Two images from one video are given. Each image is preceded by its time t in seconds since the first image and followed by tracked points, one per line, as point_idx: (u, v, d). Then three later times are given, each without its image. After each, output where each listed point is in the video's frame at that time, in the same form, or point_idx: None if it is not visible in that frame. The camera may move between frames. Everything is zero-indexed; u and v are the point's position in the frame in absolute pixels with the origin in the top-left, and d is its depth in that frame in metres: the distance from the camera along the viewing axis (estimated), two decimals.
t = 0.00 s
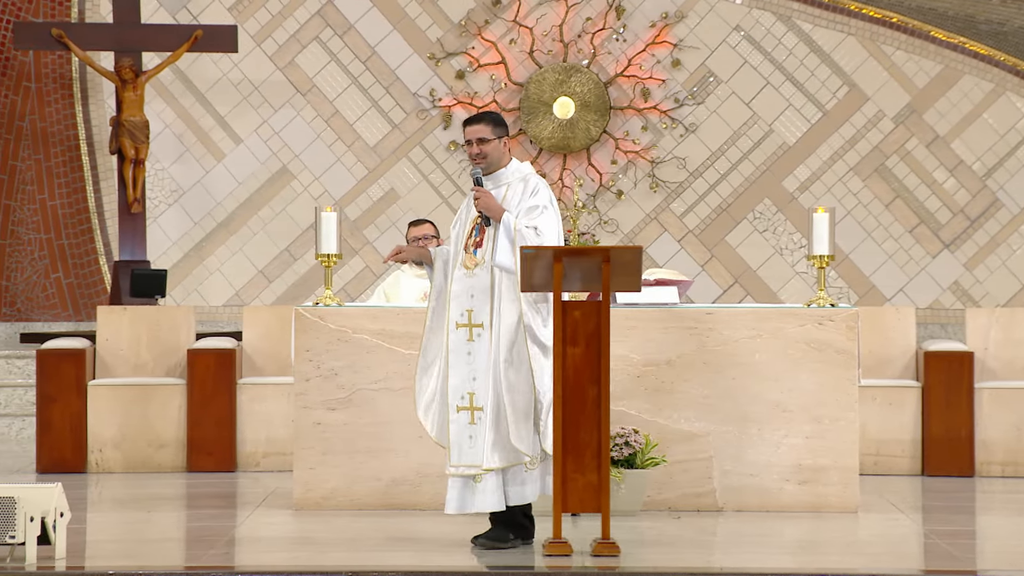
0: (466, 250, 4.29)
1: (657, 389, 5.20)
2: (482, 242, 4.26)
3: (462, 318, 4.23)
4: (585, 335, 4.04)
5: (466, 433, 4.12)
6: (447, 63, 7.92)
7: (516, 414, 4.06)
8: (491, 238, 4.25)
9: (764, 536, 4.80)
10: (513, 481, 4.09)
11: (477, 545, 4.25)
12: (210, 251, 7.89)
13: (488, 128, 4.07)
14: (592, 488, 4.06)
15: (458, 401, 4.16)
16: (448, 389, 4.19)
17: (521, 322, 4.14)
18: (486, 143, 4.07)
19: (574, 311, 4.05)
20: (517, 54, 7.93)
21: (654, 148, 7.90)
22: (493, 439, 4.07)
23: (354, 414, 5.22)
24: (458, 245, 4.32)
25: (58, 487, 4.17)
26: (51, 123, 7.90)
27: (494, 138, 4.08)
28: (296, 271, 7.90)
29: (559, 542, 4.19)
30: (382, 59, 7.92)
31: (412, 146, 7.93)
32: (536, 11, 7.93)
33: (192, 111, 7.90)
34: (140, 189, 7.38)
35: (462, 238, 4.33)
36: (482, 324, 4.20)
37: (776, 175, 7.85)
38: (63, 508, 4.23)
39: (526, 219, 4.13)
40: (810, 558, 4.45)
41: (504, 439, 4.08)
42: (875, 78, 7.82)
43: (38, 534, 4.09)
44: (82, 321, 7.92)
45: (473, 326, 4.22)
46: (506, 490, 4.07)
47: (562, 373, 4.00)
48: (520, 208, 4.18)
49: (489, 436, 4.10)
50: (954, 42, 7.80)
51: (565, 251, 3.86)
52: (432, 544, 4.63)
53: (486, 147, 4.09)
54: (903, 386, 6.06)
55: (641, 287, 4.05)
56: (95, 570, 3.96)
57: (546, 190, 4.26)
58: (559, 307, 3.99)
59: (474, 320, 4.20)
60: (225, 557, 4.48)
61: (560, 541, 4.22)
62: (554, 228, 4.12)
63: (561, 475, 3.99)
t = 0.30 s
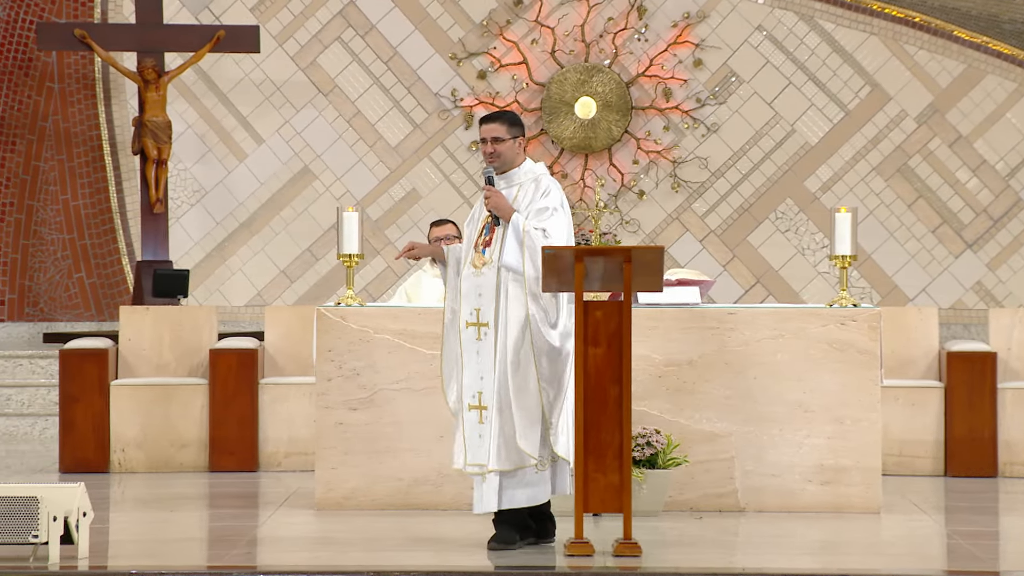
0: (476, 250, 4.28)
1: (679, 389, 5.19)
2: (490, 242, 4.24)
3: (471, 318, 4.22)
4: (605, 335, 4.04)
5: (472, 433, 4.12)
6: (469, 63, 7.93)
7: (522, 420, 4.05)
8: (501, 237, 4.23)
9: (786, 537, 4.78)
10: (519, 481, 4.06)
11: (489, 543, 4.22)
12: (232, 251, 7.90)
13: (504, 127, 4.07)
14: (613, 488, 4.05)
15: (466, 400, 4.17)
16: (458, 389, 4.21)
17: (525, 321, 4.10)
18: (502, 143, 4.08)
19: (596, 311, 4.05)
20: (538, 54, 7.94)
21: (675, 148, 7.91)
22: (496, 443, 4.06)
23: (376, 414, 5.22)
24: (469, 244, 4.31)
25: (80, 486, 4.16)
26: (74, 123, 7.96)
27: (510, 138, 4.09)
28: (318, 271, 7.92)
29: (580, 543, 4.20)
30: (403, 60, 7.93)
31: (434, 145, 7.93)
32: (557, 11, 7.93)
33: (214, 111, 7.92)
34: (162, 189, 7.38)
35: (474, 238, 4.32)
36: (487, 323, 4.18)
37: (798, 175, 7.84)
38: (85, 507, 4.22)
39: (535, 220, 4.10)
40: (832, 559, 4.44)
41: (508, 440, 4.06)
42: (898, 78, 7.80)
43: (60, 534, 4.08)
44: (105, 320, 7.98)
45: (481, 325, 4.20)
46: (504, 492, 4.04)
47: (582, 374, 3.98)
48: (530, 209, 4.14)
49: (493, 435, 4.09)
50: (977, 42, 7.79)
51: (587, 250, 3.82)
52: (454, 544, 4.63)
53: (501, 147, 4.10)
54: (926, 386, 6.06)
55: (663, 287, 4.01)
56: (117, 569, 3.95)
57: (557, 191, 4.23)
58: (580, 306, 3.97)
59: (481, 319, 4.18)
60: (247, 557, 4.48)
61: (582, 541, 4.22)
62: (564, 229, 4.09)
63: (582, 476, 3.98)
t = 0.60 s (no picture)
0: (493, 249, 4.26)
1: (701, 389, 5.18)
2: (508, 241, 4.22)
3: (488, 318, 4.20)
4: (627, 335, 4.04)
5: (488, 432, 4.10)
6: (491, 63, 7.93)
7: (538, 420, 4.03)
8: (518, 237, 4.20)
9: (808, 537, 4.77)
10: (541, 482, 4.03)
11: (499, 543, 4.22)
12: (255, 251, 7.92)
13: (522, 127, 4.05)
14: (635, 489, 4.05)
15: (481, 400, 4.15)
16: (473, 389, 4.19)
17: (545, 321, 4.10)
18: (519, 142, 4.05)
19: (617, 311, 4.04)
20: (560, 54, 7.94)
21: (697, 148, 7.91)
22: (514, 442, 4.04)
23: (398, 414, 5.22)
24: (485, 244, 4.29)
25: (105, 485, 4.16)
26: (98, 124, 7.99)
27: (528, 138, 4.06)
28: (340, 271, 7.93)
29: (602, 543, 4.19)
30: (425, 60, 7.94)
31: (456, 146, 7.93)
32: (580, 11, 7.93)
33: (237, 111, 7.93)
34: (184, 189, 7.40)
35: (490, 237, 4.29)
36: (505, 323, 4.17)
37: (820, 175, 7.83)
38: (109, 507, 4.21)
39: (555, 220, 4.08)
40: (855, 560, 4.43)
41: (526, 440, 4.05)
42: (921, 77, 7.79)
43: (84, 533, 4.07)
44: (128, 320, 8.00)
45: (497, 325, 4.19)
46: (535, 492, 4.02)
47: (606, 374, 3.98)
48: (549, 209, 4.12)
49: (511, 435, 4.07)
50: (1000, 41, 7.76)
51: (610, 251, 3.82)
52: (476, 544, 4.62)
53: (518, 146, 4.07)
54: (950, 386, 6.05)
55: (684, 287, 4.02)
56: (141, 569, 3.96)
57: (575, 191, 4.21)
58: (603, 307, 3.98)
59: (498, 320, 4.17)
60: (270, 557, 4.48)
61: (603, 541, 4.22)
62: (584, 229, 4.08)
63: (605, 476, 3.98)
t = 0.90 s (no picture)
0: (504, 250, 4.17)
1: (714, 389, 5.18)
2: (523, 242, 4.15)
3: (502, 319, 4.11)
4: (641, 335, 4.04)
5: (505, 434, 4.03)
6: (504, 63, 7.93)
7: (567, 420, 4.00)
8: (534, 237, 4.15)
9: (821, 538, 4.77)
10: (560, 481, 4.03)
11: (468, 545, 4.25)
12: (268, 251, 7.93)
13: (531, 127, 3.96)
14: (648, 489, 4.06)
15: (497, 402, 4.07)
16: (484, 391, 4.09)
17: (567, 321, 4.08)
18: (529, 143, 3.97)
19: (631, 311, 4.05)
20: (574, 54, 7.94)
21: (711, 148, 7.91)
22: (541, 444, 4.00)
23: (410, 414, 5.22)
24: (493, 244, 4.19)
25: (119, 485, 4.16)
26: (112, 124, 8.00)
27: (536, 137, 3.97)
28: (352, 272, 7.93)
29: (615, 543, 4.19)
30: (438, 60, 7.94)
31: (469, 146, 7.93)
32: (593, 11, 7.94)
33: (250, 112, 7.94)
34: (197, 190, 7.40)
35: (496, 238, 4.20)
36: (522, 324, 4.10)
37: (834, 175, 7.83)
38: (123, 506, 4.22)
39: (571, 220, 4.08)
40: (867, 561, 4.42)
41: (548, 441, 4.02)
42: (935, 77, 7.78)
43: (98, 533, 4.07)
44: (141, 320, 8.01)
45: (512, 327, 4.11)
46: (558, 489, 4.02)
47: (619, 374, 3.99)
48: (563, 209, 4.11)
49: (531, 438, 4.02)
50: (1014, 41, 7.75)
51: (622, 251, 3.84)
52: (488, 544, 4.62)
53: (527, 146, 3.99)
54: (963, 386, 6.04)
55: (697, 287, 4.02)
56: (155, 569, 3.95)
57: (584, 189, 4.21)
58: (616, 307, 3.99)
59: (516, 321, 4.09)
60: (282, 557, 4.48)
61: (616, 541, 4.22)
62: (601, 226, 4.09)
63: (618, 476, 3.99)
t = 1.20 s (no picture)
0: (496, 251, 4.13)
1: (713, 390, 5.18)
2: (517, 242, 4.14)
3: (503, 319, 4.07)
4: (640, 337, 4.06)
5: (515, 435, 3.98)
6: (503, 65, 7.93)
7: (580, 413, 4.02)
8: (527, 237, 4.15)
9: (820, 539, 4.77)
10: (565, 479, 4.03)
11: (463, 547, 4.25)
12: (267, 252, 7.93)
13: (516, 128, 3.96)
14: (647, 490, 4.08)
15: (504, 403, 4.01)
16: (488, 392, 4.03)
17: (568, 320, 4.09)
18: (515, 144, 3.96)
19: (630, 312, 4.07)
20: (573, 55, 7.94)
21: (710, 149, 7.91)
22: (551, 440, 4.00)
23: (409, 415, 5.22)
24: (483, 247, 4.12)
25: (118, 487, 4.16)
26: (111, 125, 7.99)
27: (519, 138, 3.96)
28: (352, 273, 7.93)
29: (614, 545, 4.19)
30: (437, 61, 7.94)
31: (468, 147, 7.93)
32: (593, 12, 7.93)
33: (249, 113, 7.94)
34: (196, 191, 7.40)
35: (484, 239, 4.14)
36: (524, 324, 4.07)
37: (833, 176, 7.83)
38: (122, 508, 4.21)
39: (559, 219, 4.11)
40: (867, 562, 4.42)
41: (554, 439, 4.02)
42: (934, 78, 7.78)
43: (97, 534, 4.07)
44: (141, 321, 8.02)
45: (513, 327, 4.08)
46: (564, 487, 4.02)
47: (618, 375, 4.02)
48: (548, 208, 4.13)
49: (541, 438, 3.99)
50: (1014, 42, 7.76)
51: (620, 253, 3.86)
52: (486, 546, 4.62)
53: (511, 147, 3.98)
54: (962, 387, 6.04)
55: (696, 289, 4.02)
56: (154, 570, 3.95)
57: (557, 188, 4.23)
58: (615, 308, 4.02)
59: (517, 321, 4.07)
60: (281, 558, 4.49)
61: (615, 543, 4.22)
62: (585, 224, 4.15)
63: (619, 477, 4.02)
